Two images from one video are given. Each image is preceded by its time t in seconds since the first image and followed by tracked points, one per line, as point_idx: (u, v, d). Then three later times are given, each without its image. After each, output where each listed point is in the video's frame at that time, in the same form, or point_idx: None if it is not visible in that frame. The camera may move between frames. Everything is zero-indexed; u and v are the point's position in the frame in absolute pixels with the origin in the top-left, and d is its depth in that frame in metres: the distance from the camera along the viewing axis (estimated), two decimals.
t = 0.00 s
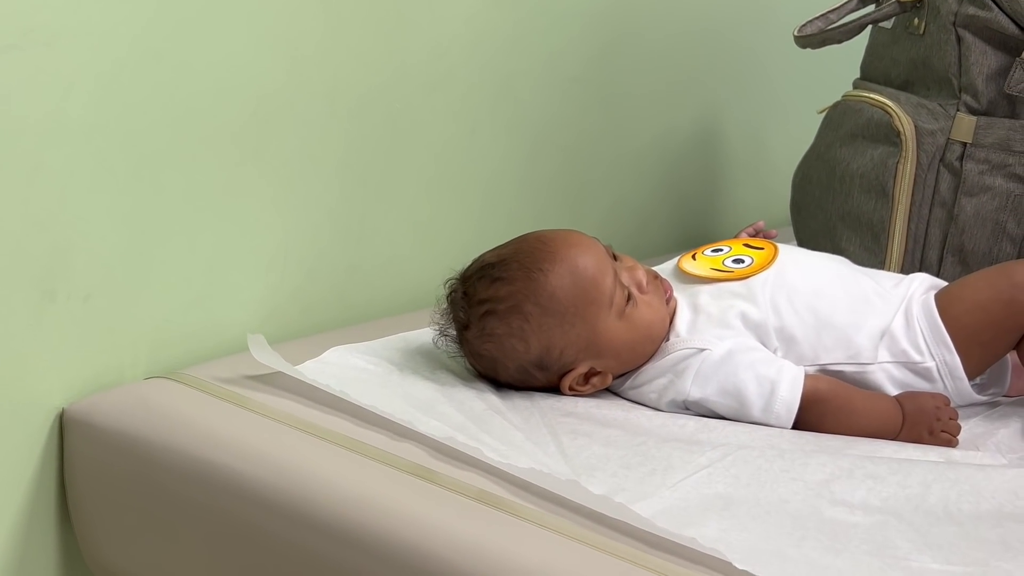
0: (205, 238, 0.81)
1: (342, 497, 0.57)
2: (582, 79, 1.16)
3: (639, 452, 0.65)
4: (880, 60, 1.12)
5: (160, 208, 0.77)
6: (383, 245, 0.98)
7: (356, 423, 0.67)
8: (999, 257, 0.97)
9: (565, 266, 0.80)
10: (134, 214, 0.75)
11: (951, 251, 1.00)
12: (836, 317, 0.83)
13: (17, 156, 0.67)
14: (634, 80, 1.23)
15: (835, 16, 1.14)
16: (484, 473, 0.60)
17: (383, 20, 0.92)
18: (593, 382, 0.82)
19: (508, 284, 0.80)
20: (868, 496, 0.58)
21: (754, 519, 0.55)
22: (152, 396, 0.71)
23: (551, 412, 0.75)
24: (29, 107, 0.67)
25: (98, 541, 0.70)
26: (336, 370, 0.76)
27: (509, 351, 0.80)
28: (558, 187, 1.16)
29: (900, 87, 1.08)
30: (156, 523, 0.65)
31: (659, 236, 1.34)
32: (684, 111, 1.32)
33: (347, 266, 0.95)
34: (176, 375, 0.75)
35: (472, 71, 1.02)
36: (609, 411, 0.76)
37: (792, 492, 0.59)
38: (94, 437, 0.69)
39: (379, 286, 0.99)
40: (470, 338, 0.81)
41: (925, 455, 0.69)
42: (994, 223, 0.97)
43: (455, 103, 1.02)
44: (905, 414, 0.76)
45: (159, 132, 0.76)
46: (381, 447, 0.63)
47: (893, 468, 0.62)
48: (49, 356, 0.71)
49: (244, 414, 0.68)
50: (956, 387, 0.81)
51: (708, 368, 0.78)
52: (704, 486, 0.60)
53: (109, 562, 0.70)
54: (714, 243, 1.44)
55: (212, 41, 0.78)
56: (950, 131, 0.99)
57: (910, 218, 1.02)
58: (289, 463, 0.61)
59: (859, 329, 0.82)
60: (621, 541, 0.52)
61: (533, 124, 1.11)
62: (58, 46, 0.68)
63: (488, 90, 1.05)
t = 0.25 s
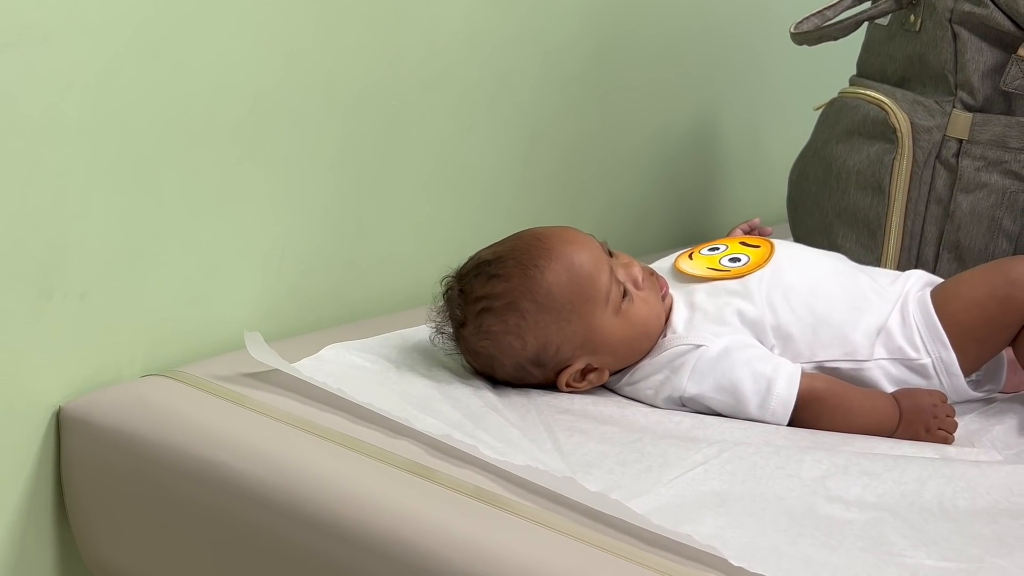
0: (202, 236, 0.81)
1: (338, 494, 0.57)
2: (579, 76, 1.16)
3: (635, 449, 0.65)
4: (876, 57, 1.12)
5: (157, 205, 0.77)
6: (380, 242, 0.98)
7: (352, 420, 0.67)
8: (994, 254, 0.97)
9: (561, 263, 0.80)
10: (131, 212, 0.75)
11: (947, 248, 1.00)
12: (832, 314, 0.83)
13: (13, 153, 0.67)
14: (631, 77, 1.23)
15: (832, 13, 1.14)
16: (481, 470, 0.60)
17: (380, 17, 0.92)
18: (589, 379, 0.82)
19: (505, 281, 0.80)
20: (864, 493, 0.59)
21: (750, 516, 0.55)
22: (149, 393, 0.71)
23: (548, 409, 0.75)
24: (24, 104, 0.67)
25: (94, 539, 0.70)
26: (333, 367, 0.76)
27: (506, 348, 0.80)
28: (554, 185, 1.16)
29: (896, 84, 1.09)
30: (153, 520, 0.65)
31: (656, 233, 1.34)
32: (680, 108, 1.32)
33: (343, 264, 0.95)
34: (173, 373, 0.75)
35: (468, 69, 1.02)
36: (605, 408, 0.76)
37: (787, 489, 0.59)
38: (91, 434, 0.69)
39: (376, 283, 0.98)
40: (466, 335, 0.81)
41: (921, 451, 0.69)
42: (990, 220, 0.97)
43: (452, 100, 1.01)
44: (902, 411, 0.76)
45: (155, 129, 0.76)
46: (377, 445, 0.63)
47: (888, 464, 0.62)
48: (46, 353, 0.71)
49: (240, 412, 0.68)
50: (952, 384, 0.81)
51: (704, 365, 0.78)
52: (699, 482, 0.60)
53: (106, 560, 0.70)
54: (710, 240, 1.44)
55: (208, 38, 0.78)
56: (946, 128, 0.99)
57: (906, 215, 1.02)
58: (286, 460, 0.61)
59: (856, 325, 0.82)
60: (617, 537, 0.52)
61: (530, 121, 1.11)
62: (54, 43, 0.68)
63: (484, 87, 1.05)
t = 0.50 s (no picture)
0: (199, 234, 0.81)
1: (336, 491, 0.57)
2: (576, 73, 1.16)
3: (633, 447, 0.65)
4: (873, 54, 1.12)
5: (154, 203, 0.77)
6: (377, 240, 0.98)
7: (350, 418, 0.67)
8: (991, 251, 0.98)
9: (558, 261, 0.80)
10: (128, 210, 0.75)
11: (944, 246, 1.01)
12: (830, 311, 0.83)
13: (10, 152, 0.67)
14: (628, 75, 1.23)
15: (829, 10, 1.13)
16: (478, 468, 0.60)
17: (376, 15, 0.92)
18: (586, 377, 0.82)
19: (502, 278, 0.80)
20: (860, 490, 0.59)
21: (747, 514, 0.55)
22: (147, 392, 0.71)
23: (545, 407, 0.75)
24: (21, 103, 0.67)
25: (92, 538, 0.70)
26: (331, 366, 0.76)
27: (503, 346, 0.80)
28: (552, 182, 1.16)
29: (893, 82, 1.09)
30: (151, 519, 0.65)
31: (654, 231, 1.34)
32: (678, 106, 1.32)
33: (341, 262, 0.95)
34: (171, 371, 0.75)
35: (466, 66, 1.02)
36: (602, 406, 0.76)
37: (784, 486, 0.59)
38: (89, 432, 0.69)
39: (373, 281, 0.98)
40: (464, 333, 0.81)
41: (918, 449, 0.69)
42: (987, 217, 0.97)
43: (449, 98, 1.01)
44: (899, 408, 0.76)
45: (153, 127, 0.76)
46: (375, 443, 0.63)
47: (885, 462, 0.62)
48: (44, 352, 0.71)
49: (238, 410, 0.68)
50: (949, 381, 0.81)
51: (702, 363, 0.78)
52: (697, 480, 0.60)
53: (104, 558, 0.70)
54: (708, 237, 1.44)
55: (205, 37, 0.78)
56: (943, 125, 0.99)
57: (903, 212, 1.02)
58: (284, 459, 0.61)
59: (854, 321, 0.83)
60: (614, 535, 0.52)
61: (527, 119, 1.11)
62: (51, 42, 0.68)
63: (482, 84, 1.05)
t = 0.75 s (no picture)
0: (198, 233, 0.81)
1: (334, 489, 0.57)
2: (574, 71, 1.16)
3: (630, 444, 0.66)
4: (871, 52, 1.12)
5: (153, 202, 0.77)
6: (376, 238, 0.98)
7: (348, 416, 0.68)
8: (988, 248, 0.98)
9: (555, 257, 0.80)
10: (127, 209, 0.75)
11: (941, 243, 1.01)
12: (827, 307, 0.83)
13: (9, 151, 0.67)
14: (626, 73, 1.23)
15: (826, 8, 1.14)
16: (476, 465, 0.60)
17: (374, 14, 0.92)
18: (584, 373, 0.83)
19: (499, 275, 0.80)
20: (858, 487, 0.59)
21: (744, 511, 0.55)
22: (145, 390, 0.71)
23: (544, 405, 0.75)
24: (19, 102, 0.67)
25: (92, 537, 0.70)
26: (330, 364, 0.76)
27: (501, 343, 0.80)
28: (550, 180, 1.16)
29: (890, 79, 1.09)
30: (150, 517, 0.65)
31: (652, 228, 1.34)
32: (675, 104, 1.33)
33: (339, 260, 0.95)
34: (170, 370, 0.75)
35: (464, 65, 1.02)
36: (600, 403, 0.76)
37: (781, 483, 0.59)
38: (88, 431, 0.69)
39: (372, 279, 0.99)
40: (462, 330, 0.81)
41: (916, 446, 0.69)
42: (984, 215, 0.97)
43: (447, 96, 1.01)
44: (894, 403, 0.76)
45: (151, 126, 0.76)
46: (374, 440, 0.63)
47: (882, 459, 0.63)
48: (42, 351, 0.71)
49: (237, 408, 0.68)
50: (946, 378, 0.81)
51: (701, 358, 0.78)
52: (694, 477, 0.60)
53: (103, 557, 0.70)
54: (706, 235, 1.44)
55: (204, 35, 0.78)
56: (940, 123, 0.99)
57: (901, 210, 1.02)
58: (282, 457, 0.61)
59: (852, 317, 0.83)
60: (612, 532, 0.52)
61: (525, 117, 1.11)
62: (49, 41, 0.68)
63: (479, 83, 1.05)
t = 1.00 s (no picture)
0: (197, 232, 0.81)
1: (333, 488, 0.57)
2: (574, 70, 1.16)
3: (630, 443, 0.66)
4: (870, 50, 1.12)
5: (152, 202, 0.77)
6: (375, 237, 0.98)
7: (347, 415, 0.68)
8: (988, 247, 0.98)
9: (552, 255, 0.80)
10: (127, 209, 0.75)
11: (941, 242, 1.01)
12: (827, 306, 0.83)
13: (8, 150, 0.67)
14: (625, 72, 1.23)
15: (826, 6, 1.14)
16: (474, 464, 0.60)
17: (374, 13, 0.92)
18: (583, 371, 0.83)
19: (497, 273, 0.80)
20: (858, 487, 0.59)
21: (744, 510, 0.55)
22: (145, 390, 0.71)
23: (543, 403, 0.75)
24: (18, 101, 0.67)
25: (91, 536, 0.70)
26: (329, 363, 0.76)
27: (499, 341, 0.80)
28: (549, 179, 1.16)
29: (890, 78, 1.09)
30: (149, 516, 0.65)
31: (651, 227, 1.34)
32: (675, 102, 1.33)
33: (339, 259, 0.95)
34: (169, 369, 0.75)
35: (463, 63, 1.02)
36: (600, 402, 0.76)
37: (781, 482, 0.59)
38: (87, 430, 0.69)
39: (371, 278, 0.99)
40: (460, 328, 0.81)
41: (916, 444, 0.69)
42: (983, 213, 0.97)
43: (447, 95, 1.01)
44: (892, 400, 0.76)
45: (151, 126, 0.76)
46: (372, 439, 0.63)
47: (882, 458, 0.62)
48: (41, 351, 0.71)
49: (235, 407, 0.68)
50: (945, 376, 0.81)
51: (701, 358, 0.78)
52: (694, 477, 0.60)
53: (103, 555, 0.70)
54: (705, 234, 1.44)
55: (203, 34, 0.78)
56: (939, 122, 0.99)
57: (900, 208, 1.02)
58: (280, 456, 0.61)
59: (852, 316, 0.83)
60: (611, 532, 0.52)
61: (524, 116, 1.11)
62: (49, 41, 0.68)
63: (479, 82, 1.05)
